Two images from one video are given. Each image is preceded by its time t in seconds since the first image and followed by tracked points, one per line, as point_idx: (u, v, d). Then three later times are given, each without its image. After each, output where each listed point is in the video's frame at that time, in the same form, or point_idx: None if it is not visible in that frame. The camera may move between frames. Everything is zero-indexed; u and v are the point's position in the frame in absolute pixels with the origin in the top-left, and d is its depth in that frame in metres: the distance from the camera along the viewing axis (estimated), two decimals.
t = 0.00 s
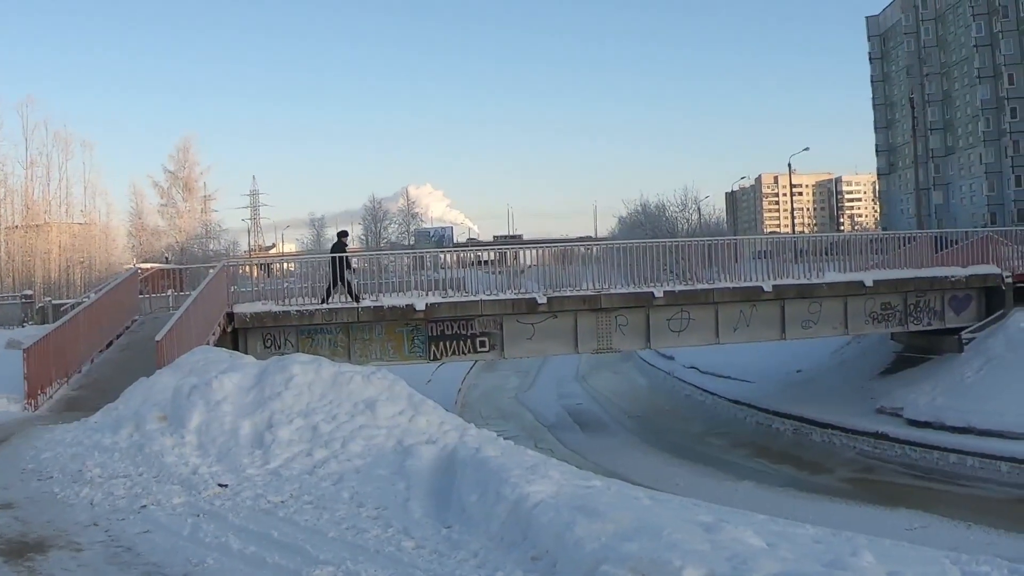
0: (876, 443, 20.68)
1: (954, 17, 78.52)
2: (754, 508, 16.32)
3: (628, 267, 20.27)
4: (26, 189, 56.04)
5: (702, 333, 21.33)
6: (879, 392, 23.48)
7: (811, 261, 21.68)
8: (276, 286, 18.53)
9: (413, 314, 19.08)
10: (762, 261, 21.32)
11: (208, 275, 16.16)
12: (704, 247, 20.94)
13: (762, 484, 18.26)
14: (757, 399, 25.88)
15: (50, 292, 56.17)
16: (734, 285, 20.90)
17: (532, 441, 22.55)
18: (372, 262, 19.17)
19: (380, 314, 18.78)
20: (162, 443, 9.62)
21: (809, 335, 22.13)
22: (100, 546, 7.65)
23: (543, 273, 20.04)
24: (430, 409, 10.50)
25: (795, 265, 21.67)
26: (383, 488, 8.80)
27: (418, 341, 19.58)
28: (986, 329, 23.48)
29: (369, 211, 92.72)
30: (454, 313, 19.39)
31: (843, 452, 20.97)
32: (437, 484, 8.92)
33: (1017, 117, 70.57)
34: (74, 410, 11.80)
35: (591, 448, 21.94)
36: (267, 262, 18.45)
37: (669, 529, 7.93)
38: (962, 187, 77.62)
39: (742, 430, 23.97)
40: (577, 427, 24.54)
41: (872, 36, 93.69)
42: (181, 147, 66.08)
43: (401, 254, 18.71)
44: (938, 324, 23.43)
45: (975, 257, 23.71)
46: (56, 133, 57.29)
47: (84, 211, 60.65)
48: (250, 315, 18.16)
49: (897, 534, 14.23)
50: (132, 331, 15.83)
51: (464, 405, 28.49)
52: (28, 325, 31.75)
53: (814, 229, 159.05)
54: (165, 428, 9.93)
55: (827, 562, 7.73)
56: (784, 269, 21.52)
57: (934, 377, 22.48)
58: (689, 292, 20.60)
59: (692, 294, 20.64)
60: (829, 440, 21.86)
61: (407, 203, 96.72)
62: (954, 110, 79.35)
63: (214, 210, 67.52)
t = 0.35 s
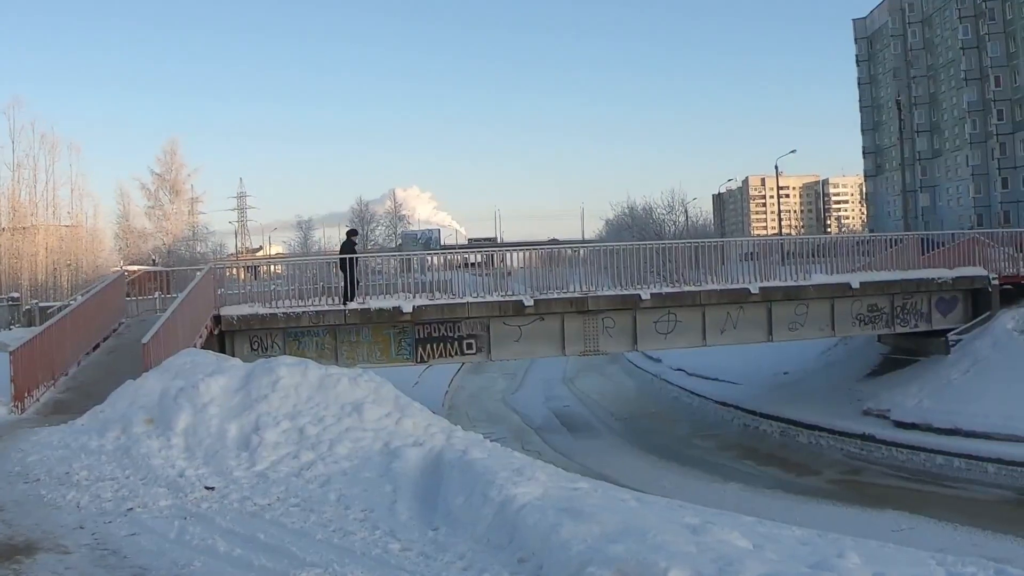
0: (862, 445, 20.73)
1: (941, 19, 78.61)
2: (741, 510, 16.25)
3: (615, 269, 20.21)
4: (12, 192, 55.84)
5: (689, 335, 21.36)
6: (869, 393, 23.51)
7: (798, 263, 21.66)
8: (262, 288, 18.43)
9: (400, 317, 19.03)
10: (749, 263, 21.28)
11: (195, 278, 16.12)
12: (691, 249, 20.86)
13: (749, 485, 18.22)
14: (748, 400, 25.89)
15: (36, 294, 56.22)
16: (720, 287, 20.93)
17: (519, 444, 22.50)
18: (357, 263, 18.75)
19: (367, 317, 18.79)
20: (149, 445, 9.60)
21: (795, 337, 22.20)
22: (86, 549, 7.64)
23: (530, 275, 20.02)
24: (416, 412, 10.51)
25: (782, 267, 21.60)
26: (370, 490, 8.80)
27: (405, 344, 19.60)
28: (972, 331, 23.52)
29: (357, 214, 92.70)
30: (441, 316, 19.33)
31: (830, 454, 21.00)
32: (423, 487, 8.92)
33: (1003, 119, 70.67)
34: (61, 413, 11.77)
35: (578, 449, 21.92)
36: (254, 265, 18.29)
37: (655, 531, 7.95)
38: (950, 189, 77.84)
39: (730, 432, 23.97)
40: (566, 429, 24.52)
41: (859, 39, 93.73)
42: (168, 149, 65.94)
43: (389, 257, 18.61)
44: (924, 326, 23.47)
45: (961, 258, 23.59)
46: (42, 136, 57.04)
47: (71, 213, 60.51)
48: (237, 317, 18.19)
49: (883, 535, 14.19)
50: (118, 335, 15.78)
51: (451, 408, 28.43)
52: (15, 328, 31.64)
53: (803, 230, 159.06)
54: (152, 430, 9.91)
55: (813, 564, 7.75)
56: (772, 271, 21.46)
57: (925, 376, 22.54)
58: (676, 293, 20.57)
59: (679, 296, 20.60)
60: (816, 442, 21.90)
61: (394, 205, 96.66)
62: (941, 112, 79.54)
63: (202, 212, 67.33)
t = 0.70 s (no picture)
0: (852, 446, 20.73)
1: (930, 21, 78.63)
2: (730, 510, 16.19)
3: (605, 271, 20.16)
4: None
5: (679, 337, 21.31)
6: (862, 394, 23.54)
7: (787, 265, 21.64)
8: (251, 291, 18.39)
9: (390, 319, 18.93)
10: (739, 264, 21.26)
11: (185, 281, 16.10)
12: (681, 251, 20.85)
13: (739, 486, 18.20)
14: (741, 401, 25.89)
15: (24, 298, 56.11)
16: (709, 289, 20.92)
17: (509, 446, 22.47)
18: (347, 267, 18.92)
19: (356, 320, 18.68)
20: (138, 449, 9.60)
21: (785, 338, 22.20)
22: (76, 553, 7.64)
23: (519, 277, 19.94)
24: (405, 415, 10.50)
25: (771, 269, 21.62)
26: (359, 493, 8.80)
27: (394, 347, 19.55)
28: (960, 333, 23.58)
29: (346, 217, 92.74)
30: (431, 318, 19.17)
31: (820, 455, 21.00)
32: (412, 489, 8.92)
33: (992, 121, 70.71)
34: (49, 417, 11.75)
35: (568, 452, 21.89)
36: (243, 268, 18.19)
37: (644, 533, 7.96)
38: (940, 190, 77.92)
39: (720, 434, 23.96)
40: (558, 431, 24.50)
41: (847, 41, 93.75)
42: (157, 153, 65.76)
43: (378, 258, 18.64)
44: (913, 327, 23.47)
45: (952, 259, 23.58)
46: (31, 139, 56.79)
47: (60, 217, 60.37)
48: (226, 320, 18.15)
49: (873, 536, 14.16)
50: (107, 339, 15.74)
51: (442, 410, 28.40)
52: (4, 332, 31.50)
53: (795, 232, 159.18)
54: (141, 434, 9.90)
55: (802, 565, 7.77)
56: (762, 272, 21.46)
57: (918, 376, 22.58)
58: (665, 296, 20.54)
59: (669, 298, 20.57)
60: (806, 443, 21.91)
61: (383, 209, 96.58)
62: (930, 114, 79.62)
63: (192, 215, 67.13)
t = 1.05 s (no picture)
0: (844, 449, 20.68)
1: (922, 25, 78.75)
2: (721, 513, 16.14)
3: (597, 275, 20.12)
4: None
5: (671, 340, 21.26)
6: (856, 396, 23.55)
7: (779, 268, 21.65)
8: (244, 295, 18.36)
9: (381, 323, 18.93)
10: (731, 268, 21.32)
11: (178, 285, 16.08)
12: (673, 254, 20.83)
13: (731, 489, 18.16)
14: (735, 404, 25.87)
15: (15, 302, 55.93)
16: (701, 292, 20.90)
17: (500, 450, 22.40)
18: (339, 272, 18.87)
19: (347, 324, 18.65)
20: (129, 453, 9.58)
21: (777, 341, 22.18)
22: (66, 557, 7.63)
23: (512, 281, 19.79)
24: (396, 419, 10.50)
25: (764, 272, 21.63)
26: (350, 497, 8.79)
27: (386, 350, 19.51)
28: (952, 335, 23.64)
29: (338, 221, 92.77)
30: (422, 322, 19.19)
31: (812, 458, 20.95)
32: (402, 493, 8.91)
33: (983, 124, 70.77)
34: (41, 421, 11.74)
35: (559, 456, 21.80)
36: (235, 272, 18.23)
37: (634, 536, 7.97)
38: (931, 193, 78.07)
39: (711, 437, 23.90)
40: (551, 435, 24.46)
41: (838, 44, 93.85)
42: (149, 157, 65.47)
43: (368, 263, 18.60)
44: (905, 330, 23.50)
45: (944, 261, 23.58)
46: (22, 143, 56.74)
47: (52, 221, 60.23)
48: (218, 324, 18.11)
49: (863, 538, 14.13)
50: (99, 342, 15.64)
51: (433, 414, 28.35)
52: None
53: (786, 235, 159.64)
54: (132, 438, 9.88)
55: (793, 568, 7.77)
56: (753, 276, 21.48)
57: (912, 375, 22.62)
58: (657, 299, 20.52)
59: (661, 302, 20.54)
60: (798, 446, 21.89)
61: (375, 212, 96.52)
62: (921, 117, 79.72)
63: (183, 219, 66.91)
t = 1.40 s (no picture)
0: (825, 451, 20.66)
1: (902, 29, 78.92)
2: (703, 517, 16.10)
3: (579, 278, 20.02)
4: None
5: (651, 343, 21.27)
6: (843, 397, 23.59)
7: (761, 271, 21.60)
8: (226, 299, 18.22)
9: (362, 327, 18.74)
10: (713, 271, 21.25)
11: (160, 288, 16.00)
12: (655, 257, 20.73)
13: (713, 492, 18.12)
14: (718, 407, 25.86)
15: None
16: (683, 295, 20.79)
17: (481, 453, 22.33)
18: (321, 275, 18.75)
19: (329, 327, 18.47)
20: (109, 457, 9.56)
21: (759, 344, 22.11)
22: (46, 561, 7.61)
23: (493, 284, 19.68)
24: (377, 423, 10.50)
25: (745, 275, 21.61)
26: (330, 501, 8.79)
27: (368, 353, 19.31)
28: (933, 338, 23.62)
29: (321, 224, 92.78)
30: (403, 325, 19.02)
31: (793, 461, 20.94)
32: (383, 497, 8.91)
33: (964, 128, 71.01)
34: (22, 426, 11.70)
35: (542, 459, 21.73)
36: (217, 275, 18.09)
37: (614, 539, 7.99)
38: (912, 196, 78.28)
39: (692, 441, 23.85)
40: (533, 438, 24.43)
41: (820, 48, 93.97)
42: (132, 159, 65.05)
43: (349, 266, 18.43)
44: (887, 332, 23.56)
45: (924, 264, 23.69)
46: None
47: (34, 224, 60.02)
48: (199, 327, 17.78)
49: (844, 541, 14.12)
50: (80, 346, 15.62)
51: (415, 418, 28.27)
52: None
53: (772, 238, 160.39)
54: (113, 442, 9.86)
55: (772, 570, 7.80)
56: (735, 278, 21.46)
57: (898, 376, 22.67)
58: (639, 302, 20.45)
59: (642, 305, 20.48)
60: (780, 449, 21.89)
61: (357, 216, 96.39)
62: (902, 121, 79.92)
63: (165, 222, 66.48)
